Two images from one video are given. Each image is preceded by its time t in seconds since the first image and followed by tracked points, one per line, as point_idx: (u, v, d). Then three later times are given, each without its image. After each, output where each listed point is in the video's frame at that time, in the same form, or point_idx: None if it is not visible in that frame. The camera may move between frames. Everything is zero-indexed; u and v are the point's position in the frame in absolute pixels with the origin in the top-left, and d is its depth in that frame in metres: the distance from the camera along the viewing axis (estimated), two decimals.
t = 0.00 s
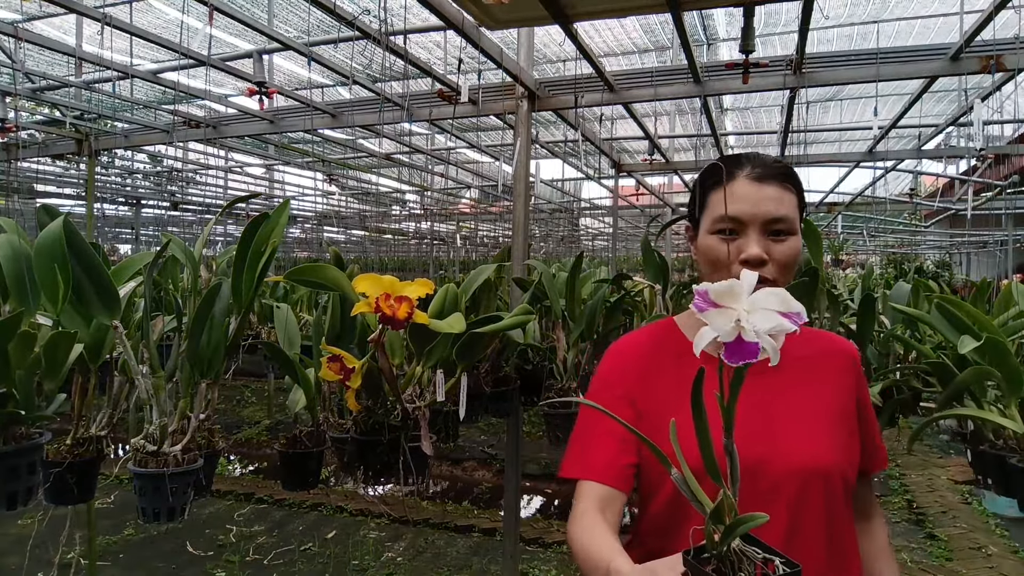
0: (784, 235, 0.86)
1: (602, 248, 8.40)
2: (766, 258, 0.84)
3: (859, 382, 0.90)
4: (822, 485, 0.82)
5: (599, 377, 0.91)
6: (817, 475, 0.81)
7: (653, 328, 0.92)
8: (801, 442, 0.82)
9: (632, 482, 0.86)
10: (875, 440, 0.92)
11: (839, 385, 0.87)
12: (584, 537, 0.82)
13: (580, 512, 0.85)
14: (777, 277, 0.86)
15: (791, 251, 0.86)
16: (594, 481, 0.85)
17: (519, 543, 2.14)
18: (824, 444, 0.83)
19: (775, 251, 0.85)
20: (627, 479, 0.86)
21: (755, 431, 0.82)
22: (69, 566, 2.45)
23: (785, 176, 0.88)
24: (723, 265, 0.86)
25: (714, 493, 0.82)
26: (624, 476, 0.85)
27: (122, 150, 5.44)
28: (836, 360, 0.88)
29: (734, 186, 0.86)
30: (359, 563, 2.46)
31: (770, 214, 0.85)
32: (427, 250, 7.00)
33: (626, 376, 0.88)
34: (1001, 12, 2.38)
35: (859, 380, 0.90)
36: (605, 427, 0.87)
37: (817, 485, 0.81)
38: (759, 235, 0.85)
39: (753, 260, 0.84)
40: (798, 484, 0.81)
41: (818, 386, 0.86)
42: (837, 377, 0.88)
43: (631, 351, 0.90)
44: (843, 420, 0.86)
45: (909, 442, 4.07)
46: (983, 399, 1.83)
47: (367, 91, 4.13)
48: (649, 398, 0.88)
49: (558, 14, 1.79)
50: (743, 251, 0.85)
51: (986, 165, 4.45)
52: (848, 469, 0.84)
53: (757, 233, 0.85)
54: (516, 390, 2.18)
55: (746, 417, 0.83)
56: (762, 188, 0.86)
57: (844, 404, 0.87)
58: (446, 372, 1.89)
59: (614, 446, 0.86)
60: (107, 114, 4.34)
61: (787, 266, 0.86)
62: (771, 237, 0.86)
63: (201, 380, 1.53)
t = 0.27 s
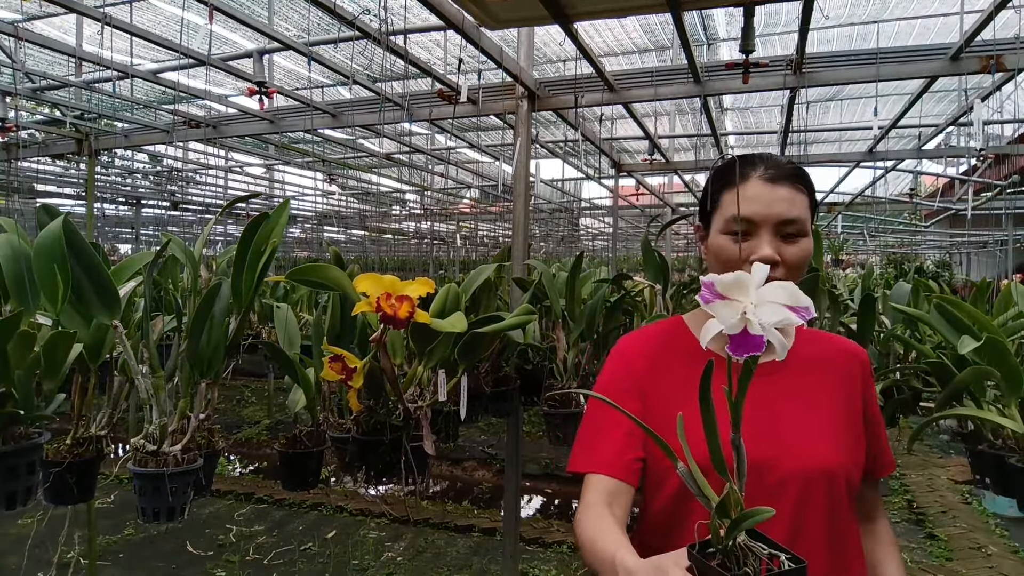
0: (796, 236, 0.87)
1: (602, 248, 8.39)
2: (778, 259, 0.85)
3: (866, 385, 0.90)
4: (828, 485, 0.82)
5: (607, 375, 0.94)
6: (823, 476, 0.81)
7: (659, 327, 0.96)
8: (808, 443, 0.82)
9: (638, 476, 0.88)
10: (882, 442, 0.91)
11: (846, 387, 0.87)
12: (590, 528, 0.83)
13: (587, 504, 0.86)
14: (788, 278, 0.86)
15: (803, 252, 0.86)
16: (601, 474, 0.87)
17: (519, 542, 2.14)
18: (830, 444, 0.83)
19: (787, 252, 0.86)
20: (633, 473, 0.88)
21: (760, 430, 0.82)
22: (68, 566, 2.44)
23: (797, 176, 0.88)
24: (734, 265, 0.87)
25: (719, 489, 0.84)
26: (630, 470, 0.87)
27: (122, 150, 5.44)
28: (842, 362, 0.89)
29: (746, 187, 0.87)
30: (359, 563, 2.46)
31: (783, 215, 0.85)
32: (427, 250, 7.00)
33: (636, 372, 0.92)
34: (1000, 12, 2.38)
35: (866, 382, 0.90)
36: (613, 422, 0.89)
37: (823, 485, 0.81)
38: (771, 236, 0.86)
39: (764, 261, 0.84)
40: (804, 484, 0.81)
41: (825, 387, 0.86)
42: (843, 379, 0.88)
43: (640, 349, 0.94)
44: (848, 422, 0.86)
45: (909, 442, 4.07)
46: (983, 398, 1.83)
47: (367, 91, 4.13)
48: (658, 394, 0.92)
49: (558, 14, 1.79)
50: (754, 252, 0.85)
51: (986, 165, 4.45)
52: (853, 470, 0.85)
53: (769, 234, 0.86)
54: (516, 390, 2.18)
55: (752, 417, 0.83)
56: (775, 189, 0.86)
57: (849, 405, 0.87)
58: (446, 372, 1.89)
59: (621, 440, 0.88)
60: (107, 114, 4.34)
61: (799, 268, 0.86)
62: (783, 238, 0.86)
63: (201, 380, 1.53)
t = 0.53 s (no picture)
0: (806, 240, 0.88)
1: (602, 248, 8.39)
2: (787, 263, 0.86)
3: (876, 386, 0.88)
4: (825, 486, 0.82)
5: (610, 374, 0.96)
6: (819, 477, 0.82)
7: (663, 326, 0.97)
8: (803, 445, 0.83)
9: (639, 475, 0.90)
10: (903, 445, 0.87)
11: (850, 389, 0.87)
12: (592, 524, 0.86)
13: (588, 501, 0.89)
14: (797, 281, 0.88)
15: (813, 256, 0.87)
16: (602, 471, 0.90)
17: (519, 542, 2.14)
18: (827, 445, 0.83)
19: (797, 256, 0.87)
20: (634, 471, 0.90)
21: (754, 429, 0.84)
22: (68, 566, 2.44)
23: (809, 180, 0.89)
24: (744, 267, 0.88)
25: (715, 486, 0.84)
26: (630, 468, 0.90)
27: (122, 150, 5.44)
28: (849, 362, 0.88)
29: (758, 189, 0.87)
30: (359, 563, 2.46)
31: (794, 219, 0.86)
32: (427, 250, 6.99)
33: (637, 371, 0.93)
34: (1001, 12, 2.38)
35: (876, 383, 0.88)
36: (614, 420, 0.91)
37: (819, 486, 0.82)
38: (782, 239, 0.87)
39: (773, 264, 0.86)
40: (797, 485, 0.82)
41: (826, 388, 0.86)
42: (848, 381, 0.87)
43: (641, 348, 0.95)
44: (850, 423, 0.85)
45: (909, 442, 4.07)
46: (983, 399, 1.83)
47: (367, 91, 4.13)
48: (658, 392, 0.92)
49: (558, 14, 1.78)
50: (764, 255, 0.87)
51: (986, 165, 4.45)
52: (853, 473, 0.84)
53: (779, 237, 0.87)
54: (516, 390, 2.18)
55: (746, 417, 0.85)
56: (787, 193, 0.87)
57: (852, 406, 0.86)
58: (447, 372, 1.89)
59: (622, 439, 0.90)
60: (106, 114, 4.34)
61: (808, 272, 0.88)
62: (793, 242, 0.87)
63: (201, 380, 1.53)
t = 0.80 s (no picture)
0: (814, 236, 0.87)
1: (602, 248, 8.39)
2: (794, 256, 0.86)
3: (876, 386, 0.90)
4: (816, 481, 0.85)
5: (614, 371, 0.96)
6: (809, 473, 0.85)
7: (668, 324, 0.97)
8: (796, 444, 0.86)
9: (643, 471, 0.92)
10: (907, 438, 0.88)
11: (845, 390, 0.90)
12: (598, 519, 0.87)
13: (593, 498, 0.91)
14: (806, 276, 0.87)
15: (821, 251, 0.87)
16: (607, 468, 0.91)
17: (519, 542, 2.14)
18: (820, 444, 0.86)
19: (805, 251, 0.86)
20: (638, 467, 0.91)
21: (752, 423, 0.87)
22: (68, 566, 2.44)
23: (818, 178, 0.89)
24: (750, 259, 0.88)
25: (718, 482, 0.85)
26: (635, 463, 0.91)
27: (122, 150, 5.44)
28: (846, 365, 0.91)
29: (767, 184, 0.88)
30: (359, 563, 2.46)
31: (802, 214, 0.86)
32: (427, 250, 7.00)
33: (641, 369, 0.94)
34: (1001, 12, 2.38)
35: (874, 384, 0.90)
36: (619, 417, 0.92)
37: (810, 482, 0.85)
38: (789, 233, 0.87)
39: (780, 257, 0.86)
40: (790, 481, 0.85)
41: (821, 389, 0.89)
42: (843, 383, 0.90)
43: (643, 347, 0.95)
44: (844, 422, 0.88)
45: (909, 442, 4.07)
46: (984, 399, 1.83)
47: (367, 91, 4.14)
48: (662, 389, 0.93)
49: (558, 14, 1.79)
50: (771, 247, 0.86)
51: (986, 165, 4.44)
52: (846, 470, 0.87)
53: (787, 231, 0.87)
54: (516, 390, 2.18)
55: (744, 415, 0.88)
56: (795, 188, 0.87)
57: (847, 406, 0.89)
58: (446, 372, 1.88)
59: (627, 435, 0.91)
60: (106, 114, 4.34)
61: (816, 267, 0.87)
62: (801, 236, 0.87)
63: (201, 380, 1.53)
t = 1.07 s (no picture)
0: (817, 235, 0.87)
1: (602, 248, 8.39)
2: (796, 257, 0.86)
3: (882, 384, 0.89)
4: (818, 480, 0.85)
5: (616, 368, 0.96)
6: (810, 472, 0.85)
7: (670, 324, 0.97)
8: (797, 442, 0.86)
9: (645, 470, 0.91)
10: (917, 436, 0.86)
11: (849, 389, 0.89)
12: (602, 518, 0.87)
13: (596, 497, 0.91)
14: (809, 276, 0.87)
15: (824, 251, 0.87)
16: (610, 464, 0.91)
17: (519, 542, 2.14)
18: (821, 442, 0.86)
19: (807, 251, 0.86)
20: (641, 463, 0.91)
21: (754, 422, 0.88)
22: (69, 566, 2.45)
23: (821, 177, 0.89)
24: (753, 260, 0.88)
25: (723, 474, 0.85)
26: (638, 460, 0.91)
27: (122, 150, 5.44)
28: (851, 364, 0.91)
29: (770, 184, 0.88)
30: (359, 563, 2.46)
31: (804, 214, 0.86)
32: (427, 250, 6.99)
33: (642, 366, 0.94)
34: (1001, 12, 2.38)
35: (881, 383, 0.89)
36: (620, 414, 0.92)
37: (811, 480, 0.85)
38: (791, 233, 0.87)
39: (782, 258, 0.86)
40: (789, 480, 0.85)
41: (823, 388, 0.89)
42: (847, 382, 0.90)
43: (642, 347, 0.95)
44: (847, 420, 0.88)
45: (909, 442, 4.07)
46: (984, 399, 1.83)
47: (367, 91, 4.14)
48: (664, 387, 0.93)
49: (558, 14, 1.78)
50: (773, 248, 0.87)
51: (986, 165, 4.44)
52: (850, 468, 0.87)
53: (789, 231, 0.87)
54: (516, 390, 2.18)
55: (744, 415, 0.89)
56: (797, 188, 0.87)
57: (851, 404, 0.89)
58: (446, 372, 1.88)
59: (630, 431, 0.91)
60: (106, 114, 4.34)
61: (818, 268, 0.87)
62: (804, 236, 0.87)
63: (201, 380, 1.53)
